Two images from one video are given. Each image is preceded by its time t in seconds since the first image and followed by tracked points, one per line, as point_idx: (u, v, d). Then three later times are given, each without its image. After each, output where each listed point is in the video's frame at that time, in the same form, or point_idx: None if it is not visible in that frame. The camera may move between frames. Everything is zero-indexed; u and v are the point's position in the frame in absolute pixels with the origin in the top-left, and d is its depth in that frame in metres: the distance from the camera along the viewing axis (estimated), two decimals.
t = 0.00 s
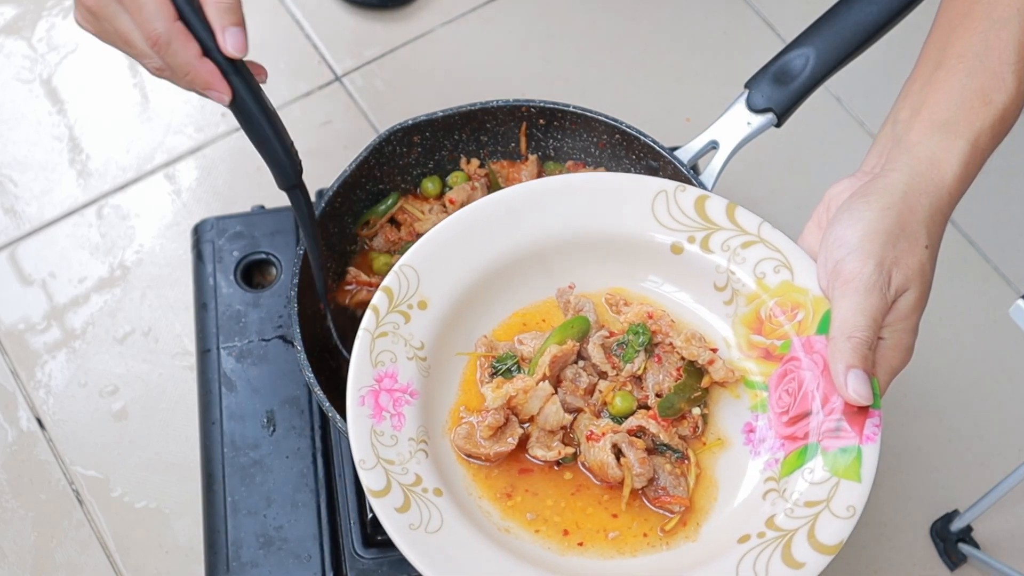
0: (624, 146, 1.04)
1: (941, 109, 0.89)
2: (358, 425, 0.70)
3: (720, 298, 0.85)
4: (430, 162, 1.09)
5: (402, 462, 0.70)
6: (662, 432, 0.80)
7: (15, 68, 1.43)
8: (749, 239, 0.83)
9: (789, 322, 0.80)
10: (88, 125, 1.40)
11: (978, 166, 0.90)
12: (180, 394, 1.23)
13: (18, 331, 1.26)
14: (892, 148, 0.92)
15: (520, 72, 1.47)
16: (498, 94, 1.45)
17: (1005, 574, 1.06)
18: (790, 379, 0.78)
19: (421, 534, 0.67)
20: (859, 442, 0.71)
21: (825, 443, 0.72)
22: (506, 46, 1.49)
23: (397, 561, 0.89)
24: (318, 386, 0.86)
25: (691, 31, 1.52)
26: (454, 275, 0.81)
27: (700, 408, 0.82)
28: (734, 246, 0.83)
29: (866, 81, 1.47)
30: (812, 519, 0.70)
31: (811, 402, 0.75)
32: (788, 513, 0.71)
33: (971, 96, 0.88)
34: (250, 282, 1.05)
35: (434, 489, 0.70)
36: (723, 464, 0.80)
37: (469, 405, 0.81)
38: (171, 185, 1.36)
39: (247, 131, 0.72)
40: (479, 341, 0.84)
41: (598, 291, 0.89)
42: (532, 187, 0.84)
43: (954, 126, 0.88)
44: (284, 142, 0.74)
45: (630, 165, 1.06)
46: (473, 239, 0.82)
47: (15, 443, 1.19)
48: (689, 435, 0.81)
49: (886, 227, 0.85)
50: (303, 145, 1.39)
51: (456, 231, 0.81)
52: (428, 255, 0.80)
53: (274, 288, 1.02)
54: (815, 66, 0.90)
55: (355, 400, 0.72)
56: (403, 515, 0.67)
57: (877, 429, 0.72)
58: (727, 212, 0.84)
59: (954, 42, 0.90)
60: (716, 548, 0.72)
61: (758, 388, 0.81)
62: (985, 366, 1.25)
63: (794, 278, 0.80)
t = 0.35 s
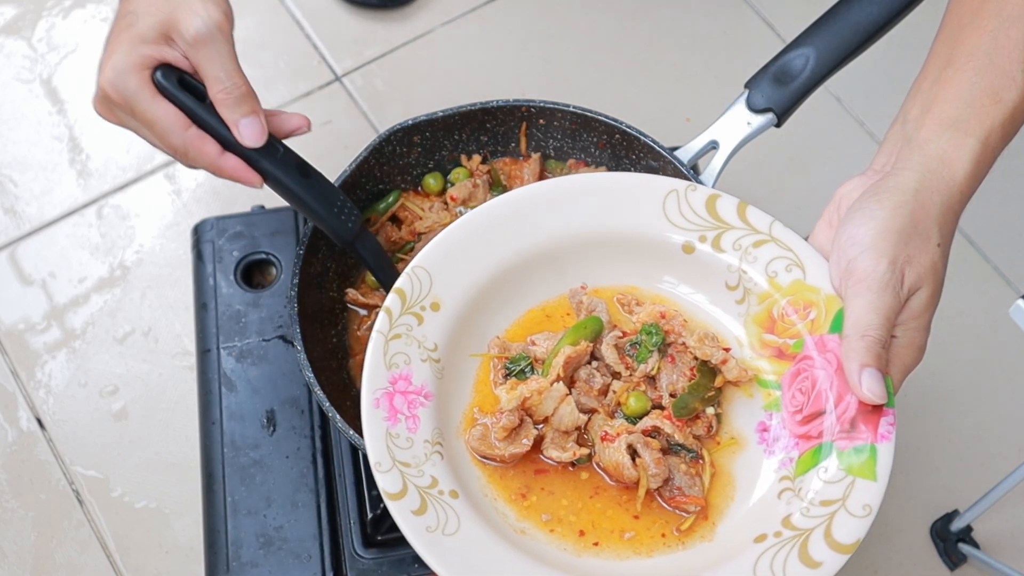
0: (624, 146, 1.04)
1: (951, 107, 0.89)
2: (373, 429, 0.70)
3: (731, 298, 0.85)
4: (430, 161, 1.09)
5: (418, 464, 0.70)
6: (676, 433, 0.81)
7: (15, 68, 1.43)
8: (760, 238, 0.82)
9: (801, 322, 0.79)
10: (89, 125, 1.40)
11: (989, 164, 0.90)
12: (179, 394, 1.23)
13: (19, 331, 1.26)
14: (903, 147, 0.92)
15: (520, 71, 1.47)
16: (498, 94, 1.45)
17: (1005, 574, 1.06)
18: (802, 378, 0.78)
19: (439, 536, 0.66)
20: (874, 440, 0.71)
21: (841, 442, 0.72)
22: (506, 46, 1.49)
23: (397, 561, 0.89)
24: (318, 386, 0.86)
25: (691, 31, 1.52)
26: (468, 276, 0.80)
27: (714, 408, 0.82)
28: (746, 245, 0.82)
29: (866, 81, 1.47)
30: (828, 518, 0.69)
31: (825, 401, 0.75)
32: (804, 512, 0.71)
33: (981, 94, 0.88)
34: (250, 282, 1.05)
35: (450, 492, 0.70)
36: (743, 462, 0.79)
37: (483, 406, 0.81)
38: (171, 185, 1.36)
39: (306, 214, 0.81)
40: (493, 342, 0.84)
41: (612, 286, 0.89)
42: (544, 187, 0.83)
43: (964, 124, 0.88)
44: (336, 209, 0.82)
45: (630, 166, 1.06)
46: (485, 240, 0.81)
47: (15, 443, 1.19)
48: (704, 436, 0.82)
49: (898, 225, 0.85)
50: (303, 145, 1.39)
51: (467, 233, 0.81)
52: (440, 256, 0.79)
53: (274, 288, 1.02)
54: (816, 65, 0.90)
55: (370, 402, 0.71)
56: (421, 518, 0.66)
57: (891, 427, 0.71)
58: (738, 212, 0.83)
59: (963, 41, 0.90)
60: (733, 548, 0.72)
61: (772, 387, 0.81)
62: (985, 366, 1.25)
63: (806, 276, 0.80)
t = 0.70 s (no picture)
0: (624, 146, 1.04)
1: (960, 112, 0.89)
2: (390, 442, 0.69)
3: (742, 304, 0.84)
4: (430, 161, 1.09)
5: (435, 475, 0.69)
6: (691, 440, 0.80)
7: (15, 69, 1.43)
8: (771, 244, 0.81)
9: (812, 327, 0.78)
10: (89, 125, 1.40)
11: (999, 168, 0.90)
12: (179, 394, 1.23)
13: (19, 331, 1.26)
14: (913, 151, 0.92)
15: (520, 72, 1.47)
16: (498, 94, 1.45)
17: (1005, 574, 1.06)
18: (813, 386, 0.77)
19: (457, 547, 0.66)
20: (887, 445, 0.70)
21: (855, 447, 0.71)
22: (506, 46, 1.49)
23: (397, 561, 0.89)
24: (318, 386, 0.86)
25: (691, 31, 1.52)
26: (480, 285, 0.79)
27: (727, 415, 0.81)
28: (756, 251, 0.81)
29: (867, 81, 1.47)
30: (844, 523, 0.69)
31: (837, 407, 0.74)
32: (818, 517, 0.70)
33: (990, 98, 0.88)
34: (250, 282, 1.05)
35: (468, 502, 0.69)
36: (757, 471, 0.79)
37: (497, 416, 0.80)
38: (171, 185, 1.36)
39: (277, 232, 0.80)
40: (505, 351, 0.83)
41: (628, 292, 0.88)
42: (557, 195, 0.82)
43: (974, 128, 0.88)
44: (305, 224, 0.80)
45: (630, 166, 1.06)
46: (498, 249, 0.80)
47: (15, 443, 1.19)
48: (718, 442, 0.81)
49: (909, 231, 0.85)
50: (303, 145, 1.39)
51: (480, 242, 0.79)
52: (454, 265, 0.78)
53: (274, 288, 1.02)
54: (815, 66, 0.90)
55: (385, 413, 0.71)
56: (439, 529, 0.66)
57: (905, 433, 0.71)
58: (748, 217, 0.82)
59: (971, 45, 0.90)
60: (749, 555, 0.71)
61: (783, 393, 0.81)
62: (985, 366, 1.25)
63: (817, 283, 0.79)
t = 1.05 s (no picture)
0: (624, 146, 1.04)
1: (960, 122, 0.89)
2: (399, 473, 0.68)
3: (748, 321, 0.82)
4: (430, 161, 1.09)
5: (446, 504, 0.68)
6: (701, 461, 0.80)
7: (15, 69, 1.43)
8: (773, 260, 0.79)
9: (818, 343, 0.77)
10: (89, 125, 1.40)
11: (1000, 177, 0.90)
12: (179, 394, 1.23)
13: (19, 331, 1.26)
14: (914, 161, 0.93)
15: (520, 71, 1.47)
16: (498, 95, 1.45)
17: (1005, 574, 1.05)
18: (824, 399, 0.75)
19: None
20: (897, 460, 0.69)
21: (864, 463, 0.70)
22: (506, 46, 1.49)
23: (397, 560, 0.89)
24: (318, 386, 0.86)
25: (691, 31, 1.52)
26: (486, 310, 0.77)
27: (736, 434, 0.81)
28: (760, 267, 0.80)
29: (867, 81, 1.47)
30: (856, 541, 0.68)
31: (845, 422, 0.73)
32: (831, 535, 0.70)
33: (990, 107, 0.88)
34: (250, 282, 1.05)
35: (479, 530, 0.69)
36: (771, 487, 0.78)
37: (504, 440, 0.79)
38: (171, 185, 1.36)
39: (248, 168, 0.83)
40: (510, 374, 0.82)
41: (635, 309, 0.86)
42: (561, 216, 0.80)
43: (974, 138, 0.88)
44: (275, 158, 0.83)
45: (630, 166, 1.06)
46: (502, 272, 0.78)
47: (15, 443, 1.19)
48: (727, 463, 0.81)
49: (913, 242, 0.84)
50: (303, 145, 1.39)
51: (484, 267, 0.77)
52: (457, 290, 0.76)
53: (274, 288, 1.02)
54: (815, 66, 0.90)
55: (394, 443, 0.69)
56: (452, 559, 0.66)
57: (914, 447, 0.70)
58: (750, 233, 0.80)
59: (970, 54, 0.90)
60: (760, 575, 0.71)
61: (790, 409, 0.79)
62: (985, 366, 1.25)
63: (821, 298, 0.77)
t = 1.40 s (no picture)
0: (623, 146, 1.04)
1: (963, 122, 0.89)
2: (416, 497, 0.66)
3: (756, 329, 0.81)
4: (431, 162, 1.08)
5: (464, 527, 0.67)
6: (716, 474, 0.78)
7: (15, 69, 1.43)
8: (780, 267, 0.78)
9: (828, 348, 0.75)
10: (89, 125, 1.40)
11: (1004, 177, 0.89)
12: (179, 394, 1.23)
13: (18, 331, 1.26)
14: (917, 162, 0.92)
15: (521, 71, 1.47)
16: (498, 95, 1.45)
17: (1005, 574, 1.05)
18: (836, 404, 0.74)
19: None
20: (911, 463, 0.68)
21: (878, 468, 0.69)
22: (506, 46, 1.49)
23: (397, 561, 0.89)
24: (318, 385, 0.86)
25: (691, 31, 1.52)
26: (496, 328, 0.75)
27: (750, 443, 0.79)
28: (766, 275, 0.78)
29: (867, 81, 1.47)
30: (873, 547, 0.67)
31: (857, 427, 0.72)
32: (848, 542, 0.69)
33: (992, 107, 0.87)
34: (250, 282, 1.05)
35: (498, 551, 0.68)
36: (788, 493, 0.76)
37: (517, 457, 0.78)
38: (171, 184, 1.36)
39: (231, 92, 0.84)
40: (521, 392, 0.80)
41: (644, 322, 0.84)
42: (568, 230, 0.78)
43: (977, 138, 0.88)
44: (257, 81, 0.83)
45: (630, 166, 1.06)
46: (511, 290, 0.76)
47: (15, 443, 1.19)
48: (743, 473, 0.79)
49: (918, 246, 0.84)
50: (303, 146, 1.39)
51: (493, 284, 0.75)
52: (467, 309, 0.74)
53: (274, 288, 1.02)
54: (815, 66, 0.90)
55: (409, 467, 0.68)
56: None
57: (927, 450, 0.69)
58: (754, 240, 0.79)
59: (972, 53, 0.90)
60: None
61: (801, 416, 0.78)
62: (985, 366, 1.25)
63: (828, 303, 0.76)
